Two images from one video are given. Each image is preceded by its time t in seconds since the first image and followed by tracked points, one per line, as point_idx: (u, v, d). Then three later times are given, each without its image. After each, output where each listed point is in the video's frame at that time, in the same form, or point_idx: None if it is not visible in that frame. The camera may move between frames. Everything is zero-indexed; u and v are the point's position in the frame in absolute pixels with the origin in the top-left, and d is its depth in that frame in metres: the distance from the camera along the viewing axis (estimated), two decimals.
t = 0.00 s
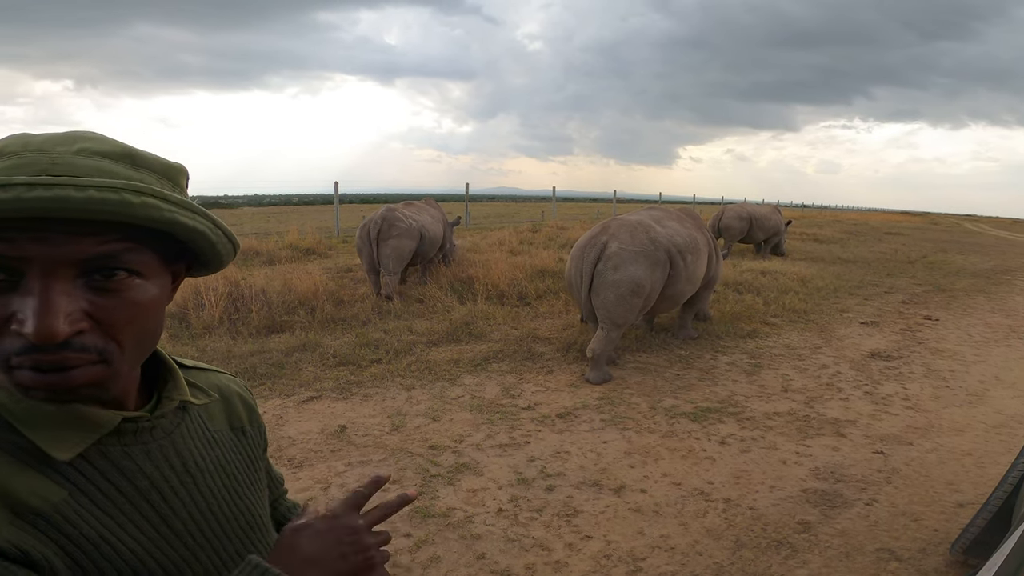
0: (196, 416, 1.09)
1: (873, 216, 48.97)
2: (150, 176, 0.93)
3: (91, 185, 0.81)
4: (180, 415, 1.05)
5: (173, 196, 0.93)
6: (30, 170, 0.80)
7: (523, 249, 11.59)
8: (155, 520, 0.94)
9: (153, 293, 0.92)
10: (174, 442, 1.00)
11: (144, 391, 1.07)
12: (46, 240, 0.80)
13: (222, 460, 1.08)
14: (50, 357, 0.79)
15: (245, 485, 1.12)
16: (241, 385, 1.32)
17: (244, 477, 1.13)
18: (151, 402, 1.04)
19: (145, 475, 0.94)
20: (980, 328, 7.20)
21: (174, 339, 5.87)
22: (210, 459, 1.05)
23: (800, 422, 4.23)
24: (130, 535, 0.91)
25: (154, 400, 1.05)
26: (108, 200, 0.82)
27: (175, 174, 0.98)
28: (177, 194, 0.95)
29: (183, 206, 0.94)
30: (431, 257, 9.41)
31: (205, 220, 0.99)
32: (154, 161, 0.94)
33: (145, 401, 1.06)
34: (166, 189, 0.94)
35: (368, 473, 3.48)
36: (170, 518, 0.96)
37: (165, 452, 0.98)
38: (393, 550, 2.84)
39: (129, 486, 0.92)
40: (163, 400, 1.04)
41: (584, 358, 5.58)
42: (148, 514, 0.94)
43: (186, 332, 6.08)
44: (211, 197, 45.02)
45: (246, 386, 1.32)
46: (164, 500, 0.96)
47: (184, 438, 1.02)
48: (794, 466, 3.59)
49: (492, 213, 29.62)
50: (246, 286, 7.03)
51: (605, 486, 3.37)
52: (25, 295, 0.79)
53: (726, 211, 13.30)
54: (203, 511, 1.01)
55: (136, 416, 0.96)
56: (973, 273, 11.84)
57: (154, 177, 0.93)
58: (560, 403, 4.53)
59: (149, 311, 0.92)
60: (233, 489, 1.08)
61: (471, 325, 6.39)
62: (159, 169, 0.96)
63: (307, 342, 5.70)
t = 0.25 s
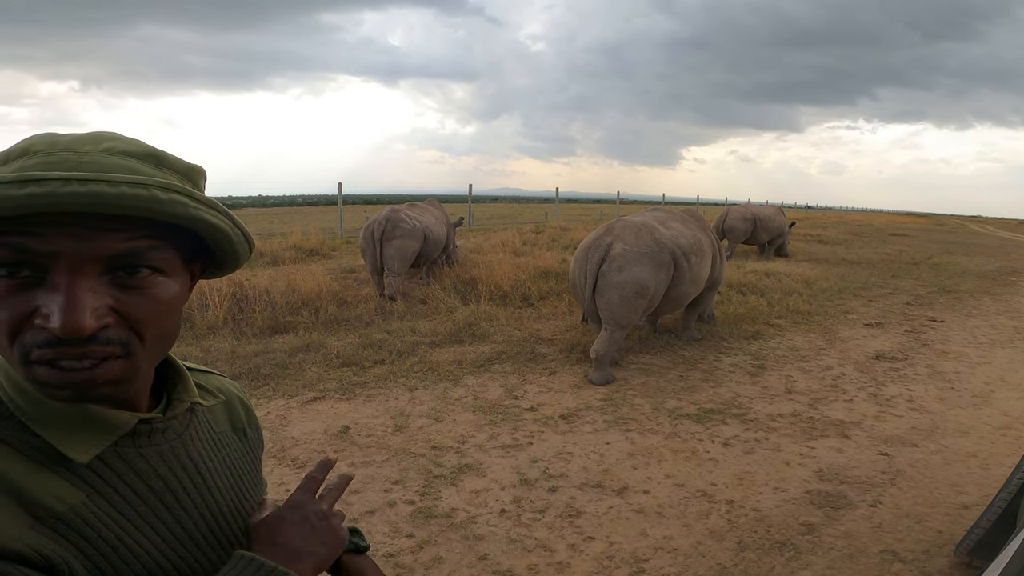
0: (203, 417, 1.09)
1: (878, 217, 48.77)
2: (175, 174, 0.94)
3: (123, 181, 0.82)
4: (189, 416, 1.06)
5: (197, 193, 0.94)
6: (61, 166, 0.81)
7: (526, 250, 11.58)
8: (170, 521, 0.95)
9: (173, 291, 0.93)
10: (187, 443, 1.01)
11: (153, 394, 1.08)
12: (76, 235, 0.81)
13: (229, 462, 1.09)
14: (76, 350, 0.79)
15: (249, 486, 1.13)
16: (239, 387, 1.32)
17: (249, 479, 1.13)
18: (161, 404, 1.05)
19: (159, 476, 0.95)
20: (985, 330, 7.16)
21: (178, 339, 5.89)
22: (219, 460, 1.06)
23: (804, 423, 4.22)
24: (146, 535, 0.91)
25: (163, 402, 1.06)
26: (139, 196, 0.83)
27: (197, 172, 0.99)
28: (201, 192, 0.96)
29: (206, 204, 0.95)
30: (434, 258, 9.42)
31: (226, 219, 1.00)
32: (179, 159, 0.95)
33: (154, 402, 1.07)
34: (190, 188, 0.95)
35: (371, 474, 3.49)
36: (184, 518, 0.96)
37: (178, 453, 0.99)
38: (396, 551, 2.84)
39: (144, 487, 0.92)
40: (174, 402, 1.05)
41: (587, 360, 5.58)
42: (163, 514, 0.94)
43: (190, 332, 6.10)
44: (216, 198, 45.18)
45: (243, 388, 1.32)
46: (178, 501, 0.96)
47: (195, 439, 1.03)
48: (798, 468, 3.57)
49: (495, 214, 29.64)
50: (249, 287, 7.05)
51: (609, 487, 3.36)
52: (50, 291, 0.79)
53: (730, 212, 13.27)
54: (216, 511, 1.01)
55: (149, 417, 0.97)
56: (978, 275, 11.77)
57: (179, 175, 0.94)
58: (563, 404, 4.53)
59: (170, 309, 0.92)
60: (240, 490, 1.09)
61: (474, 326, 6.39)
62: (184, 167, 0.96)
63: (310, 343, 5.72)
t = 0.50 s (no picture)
0: (201, 418, 1.09)
1: (883, 218, 48.62)
2: (158, 172, 0.94)
3: (99, 179, 0.82)
4: (187, 417, 1.06)
5: (180, 190, 0.94)
6: (39, 167, 0.82)
7: (530, 251, 11.58)
8: (168, 522, 0.95)
9: (162, 290, 0.94)
10: (183, 444, 1.01)
11: (151, 395, 1.08)
12: (57, 237, 0.82)
13: (229, 462, 1.08)
14: (60, 352, 0.79)
15: (251, 485, 1.13)
16: (241, 386, 1.32)
17: (251, 479, 1.13)
18: (158, 405, 1.05)
19: (157, 477, 0.95)
20: (990, 331, 7.13)
21: (183, 340, 5.91)
22: (219, 460, 1.06)
23: (808, 425, 4.21)
24: (143, 537, 0.92)
25: (160, 403, 1.06)
26: (116, 193, 0.83)
27: (183, 169, 1.00)
28: (185, 189, 0.97)
29: (190, 200, 0.95)
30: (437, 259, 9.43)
31: (213, 215, 1.00)
32: (162, 157, 0.96)
33: (151, 404, 1.07)
34: (174, 185, 0.95)
35: (374, 474, 3.49)
36: (183, 518, 0.97)
37: (176, 455, 0.99)
38: (399, 551, 2.84)
39: (141, 488, 0.93)
40: (170, 403, 1.05)
41: (590, 361, 5.57)
42: (161, 516, 0.94)
43: (194, 332, 6.12)
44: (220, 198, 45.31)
45: (247, 387, 1.32)
46: (176, 502, 0.96)
47: (192, 441, 1.03)
48: (802, 469, 3.56)
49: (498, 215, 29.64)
50: (253, 287, 7.07)
51: (611, 488, 3.36)
52: (35, 293, 0.80)
53: (734, 213, 13.24)
54: (214, 512, 1.01)
55: (145, 419, 0.97)
56: (984, 276, 11.72)
57: (162, 172, 0.95)
58: (565, 405, 4.52)
59: (159, 308, 0.93)
60: (241, 490, 1.08)
61: (477, 326, 6.39)
62: (169, 165, 0.97)
63: (314, 343, 5.73)
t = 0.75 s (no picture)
0: (208, 418, 1.10)
1: (887, 219, 48.46)
2: (144, 164, 0.95)
3: (84, 169, 0.83)
4: (193, 418, 1.06)
5: (167, 179, 0.95)
6: (25, 160, 0.82)
7: (533, 252, 11.58)
8: (173, 524, 0.95)
9: (159, 283, 0.94)
10: (189, 445, 1.01)
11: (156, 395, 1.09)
12: (46, 230, 0.82)
13: (236, 463, 1.09)
14: (56, 347, 0.80)
15: (259, 485, 1.13)
16: (251, 386, 1.33)
17: (258, 479, 1.13)
18: (164, 406, 1.06)
19: (162, 479, 0.95)
20: (995, 332, 7.10)
21: (187, 340, 5.93)
22: (225, 461, 1.06)
23: (811, 426, 4.19)
24: (147, 540, 0.92)
25: (166, 404, 1.07)
26: (103, 182, 0.83)
27: (170, 162, 1.00)
28: (172, 179, 0.97)
29: (177, 189, 0.96)
30: (440, 260, 9.43)
31: (202, 204, 1.01)
32: (148, 151, 0.96)
33: (157, 405, 1.08)
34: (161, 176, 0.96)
35: (377, 475, 3.49)
36: (187, 520, 0.97)
37: (181, 456, 0.99)
38: (402, 551, 2.84)
39: (146, 491, 0.93)
40: (175, 404, 1.05)
41: (593, 361, 5.57)
42: (165, 518, 0.95)
43: (198, 333, 6.14)
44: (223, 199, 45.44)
45: (256, 387, 1.32)
46: (181, 504, 0.96)
47: (198, 442, 1.03)
48: (806, 470, 3.55)
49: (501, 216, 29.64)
50: (257, 288, 7.09)
51: (614, 489, 3.36)
52: (30, 289, 0.81)
53: (738, 214, 13.21)
54: (219, 513, 1.01)
55: (150, 421, 0.97)
56: (989, 277, 11.67)
57: (148, 164, 0.95)
58: (568, 406, 4.52)
59: (157, 301, 0.93)
60: (248, 491, 1.09)
61: (480, 327, 6.40)
62: (154, 157, 0.97)
63: (318, 344, 5.74)
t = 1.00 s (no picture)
0: (216, 419, 1.09)
1: (891, 219, 48.25)
2: (151, 155, 0.96)
3: (93, 155, 0.84)
4: (200, 418, 1.06)
5: (173, 168, 0.96)
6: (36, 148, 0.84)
7: (535, 253, 11.58)
8: (176, 525, 0.95)
9: (168, 273, 0.94)
10: (195, 446, 1.01)
11: (166, 395, 1.09)
12: (55, 215, 0.83)
13: (242, 465, 1.08)
14: (65, 331, 0.80)
15: (264, 487, 1.13)
16: (262, 387, 1.33)
17: (264, 481, 1.13)
18: (172, 407, 1.06)
19: (166, 480, 0.95)
20: (1000, 333, 7.07)
21: (190, 341, 5.94)
22: (231, 464, 1.06)
23: (815, 427, 4.18)
24: (149, 541, 0.92)
25: (174, 404, 1.07)
26: (111, 168, 0.84)
27: (175, 156, 1.01)
28: (178, 169, 0.98)
29: (183, 178, 0.97)
30: (443, 261, 9.44)
31: (208, 195, 1.02)
32: (154, 144, 0.97)
33: (166, 404, 1.08)
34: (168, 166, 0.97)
35: (379, 476, 3.49)
36: (190, 522, 0.96)
37: (186, 457, 0.99)
38: (404, 552, 2.84)
39: (149, 492, 0.93)
40: (182, 405, 1.05)
41: (596, 362, 5.56)
42: (169, 520, 0.94)
43: (202, 333, 6.15)
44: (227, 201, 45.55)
45: (267, 389, 1.32)
46: (184, 506, 0.96)
47: (204, 443, 1.03)
48: (809, 471, 3.54)
49: (504, 217, 29.62)
50: (260, 289, 7.10)
51: (616, 490, 3.35)
52: (40, 275, 0.81)
53: (741, 215, 13.18)
54: (223, 515, 1.01)
55: (156, 421, 0.97)
56: (993, 278, 11.62)
57: (155, 156, 0.96)
58: (571, 407, 4.52)
59: (165, 292, 0.94)
60: (252, 493, 1.08)
61: (482, 328, 6.39)
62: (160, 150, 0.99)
63: (320, 345, 5.74)
